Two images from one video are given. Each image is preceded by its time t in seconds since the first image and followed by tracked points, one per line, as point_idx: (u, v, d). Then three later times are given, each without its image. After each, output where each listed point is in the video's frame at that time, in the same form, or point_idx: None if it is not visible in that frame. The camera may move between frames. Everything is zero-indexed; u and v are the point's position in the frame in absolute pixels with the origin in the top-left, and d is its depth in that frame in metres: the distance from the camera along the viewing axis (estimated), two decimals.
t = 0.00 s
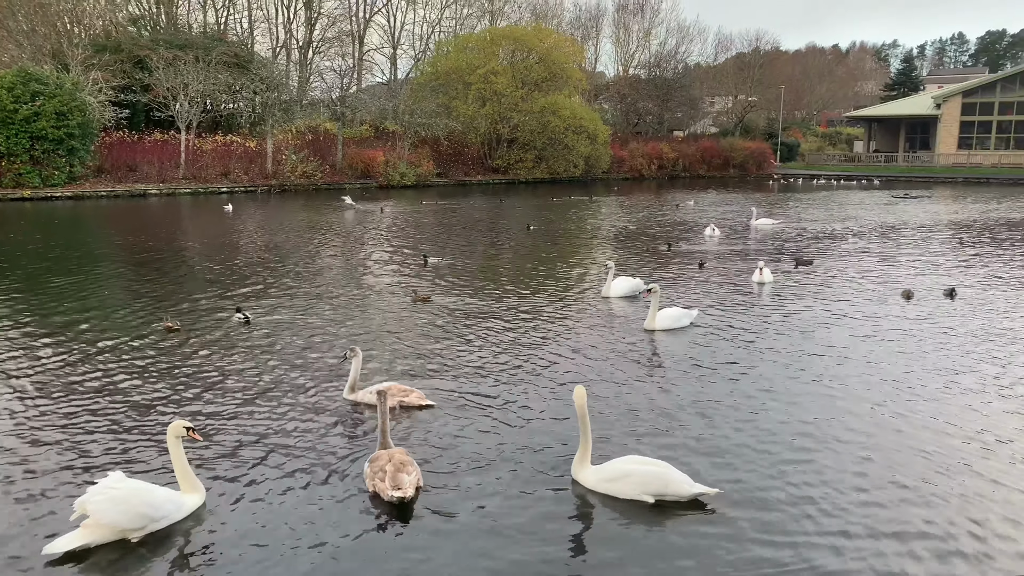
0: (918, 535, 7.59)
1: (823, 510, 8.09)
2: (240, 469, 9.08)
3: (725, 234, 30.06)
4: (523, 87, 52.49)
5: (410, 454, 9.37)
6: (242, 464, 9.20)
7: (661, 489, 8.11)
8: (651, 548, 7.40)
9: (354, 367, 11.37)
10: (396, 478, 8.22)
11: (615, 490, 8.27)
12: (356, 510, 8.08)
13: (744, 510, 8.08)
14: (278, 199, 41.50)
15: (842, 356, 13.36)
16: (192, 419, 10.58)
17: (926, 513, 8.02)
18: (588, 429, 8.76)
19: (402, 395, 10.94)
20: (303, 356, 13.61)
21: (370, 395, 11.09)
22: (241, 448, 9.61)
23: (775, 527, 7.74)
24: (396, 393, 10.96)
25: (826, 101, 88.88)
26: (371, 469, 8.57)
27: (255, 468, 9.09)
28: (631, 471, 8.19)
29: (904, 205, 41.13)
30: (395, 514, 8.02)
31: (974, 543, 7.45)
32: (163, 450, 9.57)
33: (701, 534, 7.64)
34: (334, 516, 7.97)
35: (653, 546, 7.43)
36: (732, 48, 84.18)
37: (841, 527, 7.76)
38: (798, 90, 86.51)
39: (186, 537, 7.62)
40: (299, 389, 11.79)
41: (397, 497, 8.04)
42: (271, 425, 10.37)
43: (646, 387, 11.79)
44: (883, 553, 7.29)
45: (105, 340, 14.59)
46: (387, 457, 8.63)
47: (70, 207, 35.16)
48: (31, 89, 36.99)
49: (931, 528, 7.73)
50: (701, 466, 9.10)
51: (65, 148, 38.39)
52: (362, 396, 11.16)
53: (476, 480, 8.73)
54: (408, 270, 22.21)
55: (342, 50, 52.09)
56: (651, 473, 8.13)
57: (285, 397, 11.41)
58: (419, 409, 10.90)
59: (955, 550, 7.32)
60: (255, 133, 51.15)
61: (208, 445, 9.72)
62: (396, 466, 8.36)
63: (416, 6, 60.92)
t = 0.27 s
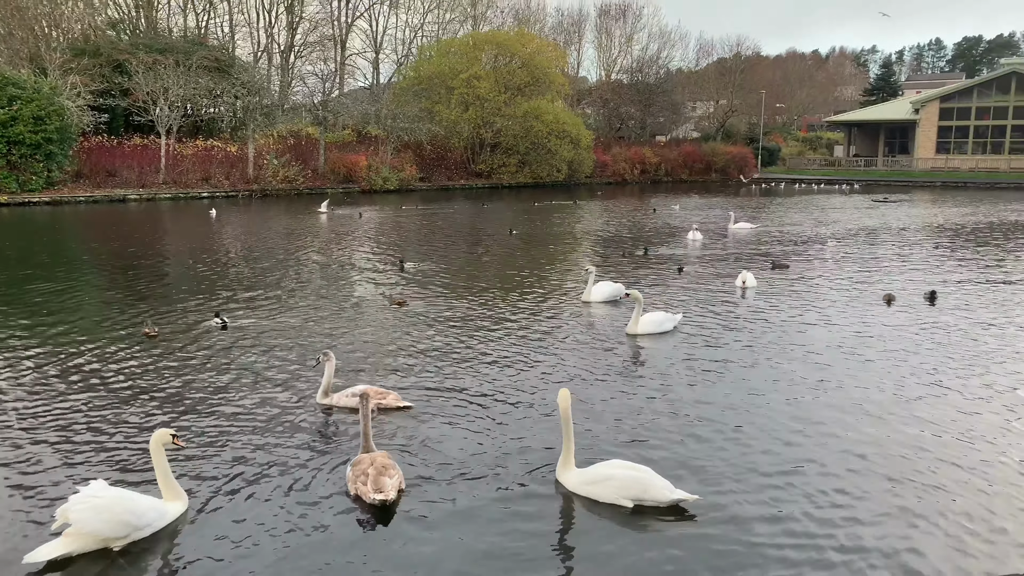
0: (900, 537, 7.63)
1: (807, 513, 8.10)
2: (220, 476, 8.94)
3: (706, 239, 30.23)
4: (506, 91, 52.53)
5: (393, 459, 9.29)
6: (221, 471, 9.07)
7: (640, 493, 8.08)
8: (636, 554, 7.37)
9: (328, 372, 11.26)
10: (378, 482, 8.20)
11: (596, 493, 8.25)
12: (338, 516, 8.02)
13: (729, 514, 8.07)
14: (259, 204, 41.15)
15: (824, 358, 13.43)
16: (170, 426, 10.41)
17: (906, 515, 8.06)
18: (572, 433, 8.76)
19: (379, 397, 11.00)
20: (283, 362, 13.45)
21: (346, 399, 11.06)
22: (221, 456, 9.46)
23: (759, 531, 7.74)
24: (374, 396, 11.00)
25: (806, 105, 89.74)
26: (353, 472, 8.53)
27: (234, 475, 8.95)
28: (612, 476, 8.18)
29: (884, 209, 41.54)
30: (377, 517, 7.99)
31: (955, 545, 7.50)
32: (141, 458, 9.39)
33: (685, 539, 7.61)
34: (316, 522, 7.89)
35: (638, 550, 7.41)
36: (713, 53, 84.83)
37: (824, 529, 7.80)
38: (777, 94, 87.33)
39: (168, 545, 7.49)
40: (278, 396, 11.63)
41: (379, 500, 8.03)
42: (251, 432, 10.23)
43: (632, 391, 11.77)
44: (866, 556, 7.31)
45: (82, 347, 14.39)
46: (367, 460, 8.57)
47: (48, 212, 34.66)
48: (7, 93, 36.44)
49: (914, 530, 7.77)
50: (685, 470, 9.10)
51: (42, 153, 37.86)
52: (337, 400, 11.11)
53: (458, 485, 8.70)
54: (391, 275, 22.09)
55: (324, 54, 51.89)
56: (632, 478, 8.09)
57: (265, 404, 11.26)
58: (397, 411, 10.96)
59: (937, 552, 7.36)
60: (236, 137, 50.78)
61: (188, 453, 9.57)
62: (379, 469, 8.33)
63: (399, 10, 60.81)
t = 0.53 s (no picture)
0: (880, 537, 7.70)
1: (788, 513, 8.17)
2: (202, 481, 8.88)
3: (690, 243, 30.36)
4: (490, 96, 52.54)
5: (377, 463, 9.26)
6: (203, 476, 9.01)
7: (617, 499, 8.08)
8: (618, 557, 7.40)
9: (303, 376, 11.17)
10: (361, 484, 8.27)
11: (576, 496, 8.30)
12: (320, 521, 7.99)
13: (712, 516, 8.11)
14: (242, 209, 40.82)
15: (806, 361, 13.53)
16: (151, 432, 10.29)
17: (887, 515, 8.13)
18: (556, 435, 8.81)
19: (356, 400, 10.98)
20: (265, 367, 13.34)
21: (323, 402, 11.00)
22: (203, 461, 9.40)
23: (741, 532, 7.79)
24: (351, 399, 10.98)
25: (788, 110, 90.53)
26: (337, 475, 8.58)
27: (215, 480, 8.90)
28: (592, 480, 8.21)
29: (866, 214, 41.90)
30: (360, 519, 8.05)
31: (934, 544, 7.57)
32: (121, 464, 9.28)
33: (668, 542, 7.63)
34: (298, 527, 7.87)
35: (619, 553, 7.44)
36: (696, 58, 85.39)
37: (805, 529, 7.86)
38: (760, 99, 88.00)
39: (151, 553, 7.39)
40: (261, 401, 11.54)
41: (362, 502, 8.09)
42: (233, 437, 10.15)
43: (616, 395, 11.79)
44: (847, 556, 7.38)
45: (61, 353, 14.19)
46: (351, 463, 8.61)
47: (27, 217, 34.21)
48: None
49: (894, 529, 7.84)
50: (669, 473, 9.13)
51: (21, 157, 37.38)
52: (313, 403, 11.03)
53: (441, 489, 8.68)
54: (375, 279, 22.02)
55: (307, 58, 51.65)
56: (610, 483, 8.11)
57: (247, 409, 11.17)
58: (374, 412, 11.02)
59: (917, 552, 7.44)
60: (218, 142, 50.39)
61: (168, 458, 9.48)
62: (361, 472, 8.38)
63: (383, 15, 60.71)
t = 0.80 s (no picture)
0: (860, 539, 7.77)
1: (771, 516, 8.22)
2: (184, 485, 8.82)
3: (674, 247, 30.50)
4: (476, 100, 52.59)
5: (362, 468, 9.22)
6: (184, 480, 8.94)
7: (597, 503, 8.10)
8: (605, 561, 7.41)
9: (279, 380, 11.11)
10: (345, 487, 8.22)
11: (559, 499, 8.33)
12: (302, 525, 7.97)
13: (695, 519, 8.15)
14: (226, 213, 40.54)
15: (788, 365, 13.63)
16: (132, 436, 10.22)
17: (868, 517, 8.21)
18: (542, 438, 8.82)
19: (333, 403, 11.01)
20: (249, 372, 13.28)
21: (300, 406, 10.98)
22: (184, 465, 9.32)
23: (724, 534, 7.85)
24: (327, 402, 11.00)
25: (771, 115, 91.34)
26: (321, 477, 8.55)
27: (197, 484, 8.84)
28: (576, 483, 8.23)
29: (849, 218, 42.29)
30: (346, 521, 8.05)
31: (914, 546, 7.65)
32: (104, 468, 9.20)
33: (652, 545, 7.66)
34: (280, 532, 7.83)
35: (602, 557, 7.46)
36: (680, 64, 85.94)
37: (787, 532, 7.91)
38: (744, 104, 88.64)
39: (136, 559, 7.31)
40: (243, 405, 11.45)
41: (347, 505, 8.06)
42: (214, 441, 10.07)
43: (599, 398, 11.82)
44: (828, 558, 7.43)
45: (42, 358, 14.04)
46: (336, 465, 8.58)
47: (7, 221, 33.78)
48: None
49: (874, 532, 7.91)
50: (653, 476, 9.16)
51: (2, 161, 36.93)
52: (289, 407, 11.01)
53: (425, 493, 8.67)
54: (360, 284, 21.93)
55: (292, 62, 51.46)
56: (593, 487, 8.12)
57: (229, 414, 11.07)
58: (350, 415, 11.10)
59: (897, 554, 7.51)
60: (202, 146, 50.06)
61: (149, 463, 9.39)
62: (346, 474, 8.34)
63: (368, 19, 60.61)
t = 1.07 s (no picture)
0: (843, 538, 7.84)
1: (753, 516, 8.28)
2: (165, 488, 8.73)
3: (658, 250, 30.60)
4: (462, 103, 52.55)
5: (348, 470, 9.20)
6: (166, 483, 8.86)
7: (580, 503, 8.13)
8: (590, 560, 7.43)
9: (256, 382, 11.06)
10: (330, 487, 8.21)
11: (543, 499, 8.35)
12: (285, 527, 7.94)
13: (678, 519, 8.19)
14: (210, 216, 40.22)
15: (770, 366, 13.73)
16: (116, 438, 10.13)
17: (850, 517, 8.28)
18: (527, 439, 8.85)
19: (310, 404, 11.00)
20: (234, 374, 13.20)
21: (278, 407, 10.94)
22: (165, 468, 9.23)
23: (709, 534, 7.90)
24: (305, 403, 10.98)
25: (756, 118, 92.00)
26: (305, 478, 8.52)
27: (179, 487, 8.75)
28: (559, 484, 8.25)
29: (832, 221, 42.65)
30: (330, 521, 8.04)
31: (896, 544, 7.73)
32: (88, 470, 9.11)
33: (636, 545, 7.69)
34: (263, 534, 7.78)
35: (585, 557, 7.48)
36: (665, 67, 86.36)
37: (771, 532, 7.97)
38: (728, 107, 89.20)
39: (121, 562, 7.23)
40: (224, 408, 11.35)
41: (331, 504, 8.07)
42: (195, 444, 9.98)
43: (583, 400, 11.84)
44: (810, 557, 7.49)
45: (24, 360, 13.89)
46: (320, 466, 8.56)
47: None
48: None
49: (856, 531, 7.99)
50: (636, 477, 9.20)
51: None
52: (266, 409, 10.98)
53: (409, 495, 8.65)
54: (345, 286, 21.86)
55: (277, 64, 51.23)
56: (577, 488, 8.15)
57: (210, 417, 10.98)
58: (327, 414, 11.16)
59: (879, 553, 7.58)
60: (186, 147, 49.66)
61: (129, 466, 9.29)
62: (330, 474, 8.31)
63: (353, 21, 60.41)
